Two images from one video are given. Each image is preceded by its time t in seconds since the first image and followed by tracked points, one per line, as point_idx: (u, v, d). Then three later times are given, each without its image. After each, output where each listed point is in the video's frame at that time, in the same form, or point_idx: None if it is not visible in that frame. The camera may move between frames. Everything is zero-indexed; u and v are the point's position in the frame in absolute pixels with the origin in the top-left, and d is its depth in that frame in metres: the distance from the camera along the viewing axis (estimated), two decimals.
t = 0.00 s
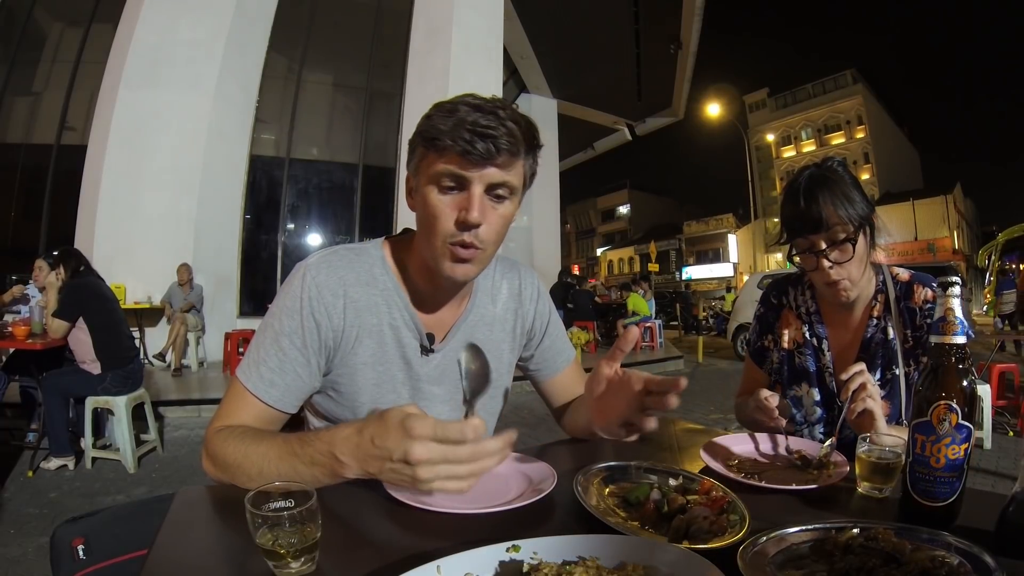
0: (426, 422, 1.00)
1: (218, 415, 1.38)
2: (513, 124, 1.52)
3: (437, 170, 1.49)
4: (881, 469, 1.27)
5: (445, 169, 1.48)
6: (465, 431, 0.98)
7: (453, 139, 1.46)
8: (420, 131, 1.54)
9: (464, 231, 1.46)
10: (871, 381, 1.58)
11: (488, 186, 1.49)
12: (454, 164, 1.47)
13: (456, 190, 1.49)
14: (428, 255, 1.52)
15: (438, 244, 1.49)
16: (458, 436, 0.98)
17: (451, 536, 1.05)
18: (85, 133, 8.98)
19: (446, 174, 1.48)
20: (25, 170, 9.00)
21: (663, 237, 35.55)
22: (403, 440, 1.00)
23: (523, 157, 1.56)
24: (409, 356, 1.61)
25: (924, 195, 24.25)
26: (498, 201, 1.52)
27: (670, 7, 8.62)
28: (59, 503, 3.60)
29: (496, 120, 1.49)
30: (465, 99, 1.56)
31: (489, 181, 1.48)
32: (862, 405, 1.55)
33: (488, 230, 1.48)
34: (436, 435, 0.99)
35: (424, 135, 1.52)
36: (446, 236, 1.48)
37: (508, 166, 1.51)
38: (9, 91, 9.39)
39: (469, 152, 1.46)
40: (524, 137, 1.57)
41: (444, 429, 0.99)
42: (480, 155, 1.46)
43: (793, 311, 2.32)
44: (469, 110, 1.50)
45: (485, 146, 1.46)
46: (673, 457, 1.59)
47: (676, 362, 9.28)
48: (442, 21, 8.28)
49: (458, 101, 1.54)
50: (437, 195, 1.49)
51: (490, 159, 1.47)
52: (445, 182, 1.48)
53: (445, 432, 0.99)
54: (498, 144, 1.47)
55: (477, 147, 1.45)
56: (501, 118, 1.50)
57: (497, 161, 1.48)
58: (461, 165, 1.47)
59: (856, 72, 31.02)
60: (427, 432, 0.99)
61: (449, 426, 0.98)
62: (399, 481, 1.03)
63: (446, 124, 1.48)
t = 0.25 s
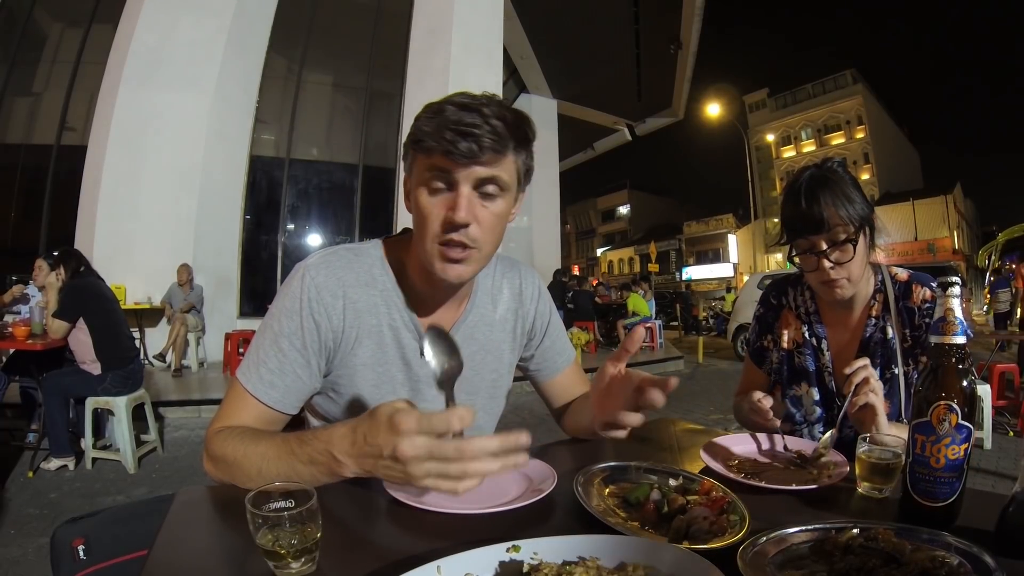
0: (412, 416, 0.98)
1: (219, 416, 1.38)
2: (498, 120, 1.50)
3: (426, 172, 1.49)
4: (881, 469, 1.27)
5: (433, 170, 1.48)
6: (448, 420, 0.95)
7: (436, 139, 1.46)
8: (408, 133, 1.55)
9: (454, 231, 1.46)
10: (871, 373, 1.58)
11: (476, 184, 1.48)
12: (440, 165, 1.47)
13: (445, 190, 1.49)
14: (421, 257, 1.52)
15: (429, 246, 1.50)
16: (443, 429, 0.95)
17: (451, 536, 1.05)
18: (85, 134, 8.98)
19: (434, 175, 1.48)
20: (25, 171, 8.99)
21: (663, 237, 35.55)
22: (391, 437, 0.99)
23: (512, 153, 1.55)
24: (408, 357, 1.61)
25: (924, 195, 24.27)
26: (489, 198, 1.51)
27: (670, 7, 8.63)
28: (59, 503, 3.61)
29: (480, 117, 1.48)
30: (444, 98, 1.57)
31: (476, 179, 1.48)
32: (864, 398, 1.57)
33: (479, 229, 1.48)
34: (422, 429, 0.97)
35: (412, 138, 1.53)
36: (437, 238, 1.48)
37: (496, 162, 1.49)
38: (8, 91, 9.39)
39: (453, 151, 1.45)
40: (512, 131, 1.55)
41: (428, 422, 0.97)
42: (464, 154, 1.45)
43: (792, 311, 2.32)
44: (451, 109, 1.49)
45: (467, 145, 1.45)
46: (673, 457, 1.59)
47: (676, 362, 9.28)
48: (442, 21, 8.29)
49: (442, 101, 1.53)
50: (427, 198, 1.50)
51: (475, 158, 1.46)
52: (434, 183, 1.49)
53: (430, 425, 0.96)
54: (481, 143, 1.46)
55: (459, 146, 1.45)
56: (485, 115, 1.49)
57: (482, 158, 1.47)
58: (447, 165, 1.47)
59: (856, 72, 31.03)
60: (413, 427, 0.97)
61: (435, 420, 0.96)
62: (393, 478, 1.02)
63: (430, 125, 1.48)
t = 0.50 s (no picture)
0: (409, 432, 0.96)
1: (218, 415, 1.38)
2: (499, 118, 1.50)
3: (426, 170, 1.49)
4: (881, 469, 1.27)
5: (433, 169, 1.48)
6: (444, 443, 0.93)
7: (436, 137, 1.46)
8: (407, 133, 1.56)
9: (455, 230, 1.46)
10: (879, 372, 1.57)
11: (477, 181, 1.48)
12: (440, 162, 1.47)
13: (446, 188, 1.48)
14: (421, 257, 1.53)
15: (431, 244, 1.49)
16: (440, 447, 0.93)
17: (450, 536, 1.05)
18: (85, 133, 8.98)
19: (433, 173, 1.49)
20: (25, 170, 8.99)
21: (663, 237, 35.55)
22: (389, 448, 0.99)
23: (513, 151, 1.54)
24: (408, 356, 1.60)
25: (924, 194, 24.27)
26: (489, 196, 1.51)
27: (670, 7, 8.62)
28: (58, 503, 3.60)
29: (479, 114, 1.47)
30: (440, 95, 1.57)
31: (477, 178, 1.48)
32: (872, 395, 1.56)
33: (479, 227, 1.46)
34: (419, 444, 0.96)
35: (411, 137, 1.53)
36: (438, 237, 1.48)
37: (497, 160, 1.48)
38: (8, 91, 9.39)
39: (454, 149, 1.45)
40: (512, 128, 1.53)
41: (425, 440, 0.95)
42: (465, 152, 1.45)
43: (791, 311, 2.32)
44: (451, 107, 1.49)
45: (469, 143, 1.45)
46: (674, 457, 1.59)
47: (676, 361, 9.28)
48: (442, 21, 8.29)
49: (441, 99, 1.54)
50: (427, 197, 1.50)
51: (476, 156, 1.45)
52: (434, 182, 1.49)
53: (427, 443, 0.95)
54: (482, 140, 1.46)
55: (461, 143, 1.45)
56: (485, 113, 1.49)
57: (484, 156, 1.46)
58: (448, 162, 1.46)
59: (856, 71, 31.03)
60: (411, 441, 0.96)
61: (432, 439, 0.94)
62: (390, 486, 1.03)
63: (429, 124, 1.48)
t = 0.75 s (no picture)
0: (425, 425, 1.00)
1: (216, 415, 1.38)
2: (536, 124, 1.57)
3: (464, 164, 1.47)
4: (881, 469, 1.27)
5: (474, 164, 1.47)
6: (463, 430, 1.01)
7: (483, 133, 1.46)
8: (433, 123, 1.50)
9: (498, 226, 1.47)
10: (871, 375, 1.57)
11: (515, 182, 1.51)
12: (484, 159, 1.47)
13: (486, 185, 1.48)
14: (450, 253, 1.50)
15: (467, 240, 1.47)
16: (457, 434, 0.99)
17: (449, 536, 1.05)
18: (85, 134, 8.99)
19: (474, 168, 1.47)
20: (25, 170, 8.99)
21: (663, 237, 35.56)
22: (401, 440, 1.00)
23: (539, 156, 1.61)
24: (406, 355, 1.61)
25: (924, 195, 24.28)
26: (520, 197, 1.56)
27: (671, 7, 8.62)
28: (58, 503, 3.60)
29: (522, 118, 1.51)
30: (463, 91, 1.55)
31: (517, 177, 1.51)
32: (866, 403, 1.57)
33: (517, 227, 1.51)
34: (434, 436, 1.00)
35: (441, 127, 1.48)
36: (478, 233, 1.47)
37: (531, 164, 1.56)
38: (9, 91, 9.39)
39: (503, 148, 1.47)
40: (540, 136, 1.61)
41: (442, 432, 1.00)
42: (513, 151, 1.48)
43: (791, 311, 2.32)
44: (491, 106, 1.49)
45: (518, 143, 1.49)
46: (674, 457, 1.59)
47: (676, 362, 9.28)
48: (442, 21, 8.29)
49: (474, 94, 1.52)
50: (463, 191, 1.47)
51: (521, 156, 1.50)
52: (473, 177, 1.47)
53: (443, 433, 1.00)
54: (528, 142, 1.51)
55: (512, 143, 1.47)
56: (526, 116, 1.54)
57: (526, 158, 1.52)
58: (494, 160, 1.47)
59: (856, 72, 31.05)
60: (427, 434, 0.99)
61: (448, 428, 1.00)
62: (395, 482, 1.04)
63: (474, 119, 1.46)
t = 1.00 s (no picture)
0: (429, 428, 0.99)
1: (218, 416, 1.38)
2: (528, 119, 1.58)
3: (452, 158, 1.49)
4: (881, 469, 1.27)
5: (461, 157, 1.49)
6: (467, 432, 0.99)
7: (471, 127, 1.48)
8: (431, 123, 1.54)
9: (482, 218, 1.46)
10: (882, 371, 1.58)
11: (504, 175, 1.51)
12: (473, 152, 1.49)
13: (473, 178, 1.49)
14: (437, 247, 1.50)
15: (452, 233, 1.47)
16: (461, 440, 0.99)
17: (449, 536, 1.05)
18: (85, 134, 8.99)
19: (461, 162, 1.49)
20: (26, 170, 8.99)
21: (663, 237, 35.56)
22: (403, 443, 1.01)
23: (535, 152, 1.61)
24: (408, 355, 1.61)
25: (924, 194, 24.29)
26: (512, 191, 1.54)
27: (671, 7, 8.62)
28: (58, 503, 3.60)
29: (511, 113, 1.52)
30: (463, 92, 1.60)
31: (506, 170, 1.51)
32: (876, 399, 1.58)
33: (505, 221, 1.49)
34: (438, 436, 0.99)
35: (437, 126, 1.52)
36: (461, 226, 1.47)
37: (524, 158, 1.55)
38: (9, 91, 9.40)
39: (490, 141, 1.48)
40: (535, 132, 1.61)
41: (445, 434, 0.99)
42: (499, 144, 1.49)
43: (791, 310, 2.32)
44: (484, 102, 1.52)
45: (505, 136, 1.50)
46: (674, 457, 1.58)
47: (676, 361, 9.28)
48: (442, 20, 8.29)
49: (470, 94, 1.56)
50: (452, 185, 1.48)
51: (508, 148, 1.50)
52: (461, 172, 1.49)
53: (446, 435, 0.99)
54: (516, 135, 1.51)
55: (497, 137, 1.49)
56: (518, 111, 1.55)
57: (515, 150, 1.51)
58: (481, 153, 1.48)
59: (856, 72, 31.04)
60: (430, 436, 0.99)
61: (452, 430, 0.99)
62: (402, 479, 1.04)
63: (464, 115, 1.50)
